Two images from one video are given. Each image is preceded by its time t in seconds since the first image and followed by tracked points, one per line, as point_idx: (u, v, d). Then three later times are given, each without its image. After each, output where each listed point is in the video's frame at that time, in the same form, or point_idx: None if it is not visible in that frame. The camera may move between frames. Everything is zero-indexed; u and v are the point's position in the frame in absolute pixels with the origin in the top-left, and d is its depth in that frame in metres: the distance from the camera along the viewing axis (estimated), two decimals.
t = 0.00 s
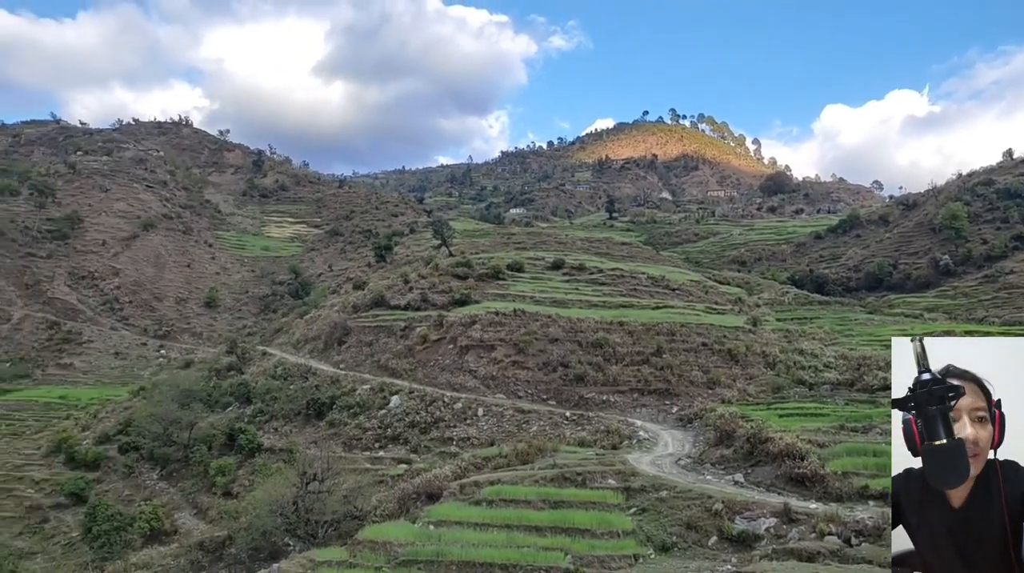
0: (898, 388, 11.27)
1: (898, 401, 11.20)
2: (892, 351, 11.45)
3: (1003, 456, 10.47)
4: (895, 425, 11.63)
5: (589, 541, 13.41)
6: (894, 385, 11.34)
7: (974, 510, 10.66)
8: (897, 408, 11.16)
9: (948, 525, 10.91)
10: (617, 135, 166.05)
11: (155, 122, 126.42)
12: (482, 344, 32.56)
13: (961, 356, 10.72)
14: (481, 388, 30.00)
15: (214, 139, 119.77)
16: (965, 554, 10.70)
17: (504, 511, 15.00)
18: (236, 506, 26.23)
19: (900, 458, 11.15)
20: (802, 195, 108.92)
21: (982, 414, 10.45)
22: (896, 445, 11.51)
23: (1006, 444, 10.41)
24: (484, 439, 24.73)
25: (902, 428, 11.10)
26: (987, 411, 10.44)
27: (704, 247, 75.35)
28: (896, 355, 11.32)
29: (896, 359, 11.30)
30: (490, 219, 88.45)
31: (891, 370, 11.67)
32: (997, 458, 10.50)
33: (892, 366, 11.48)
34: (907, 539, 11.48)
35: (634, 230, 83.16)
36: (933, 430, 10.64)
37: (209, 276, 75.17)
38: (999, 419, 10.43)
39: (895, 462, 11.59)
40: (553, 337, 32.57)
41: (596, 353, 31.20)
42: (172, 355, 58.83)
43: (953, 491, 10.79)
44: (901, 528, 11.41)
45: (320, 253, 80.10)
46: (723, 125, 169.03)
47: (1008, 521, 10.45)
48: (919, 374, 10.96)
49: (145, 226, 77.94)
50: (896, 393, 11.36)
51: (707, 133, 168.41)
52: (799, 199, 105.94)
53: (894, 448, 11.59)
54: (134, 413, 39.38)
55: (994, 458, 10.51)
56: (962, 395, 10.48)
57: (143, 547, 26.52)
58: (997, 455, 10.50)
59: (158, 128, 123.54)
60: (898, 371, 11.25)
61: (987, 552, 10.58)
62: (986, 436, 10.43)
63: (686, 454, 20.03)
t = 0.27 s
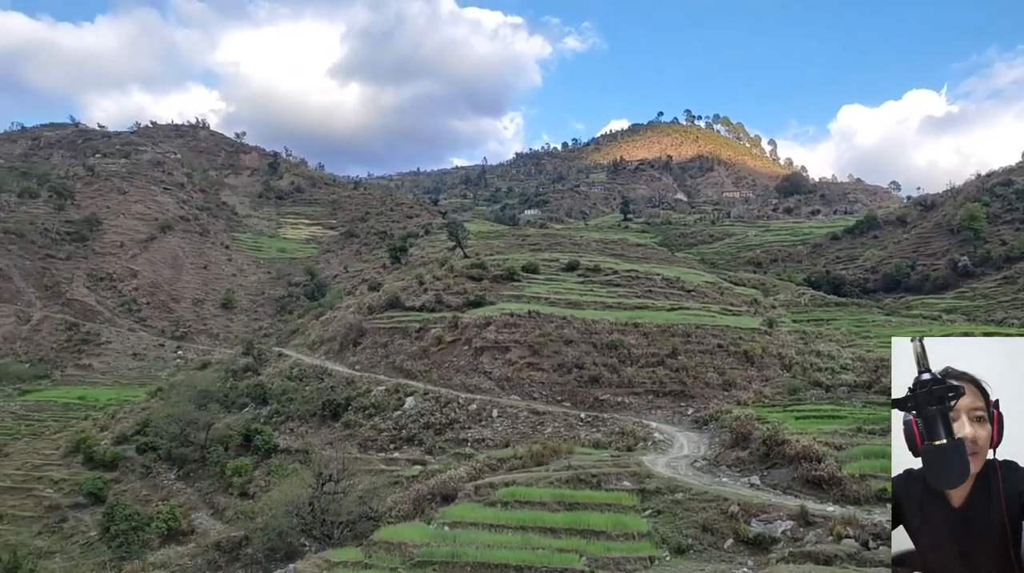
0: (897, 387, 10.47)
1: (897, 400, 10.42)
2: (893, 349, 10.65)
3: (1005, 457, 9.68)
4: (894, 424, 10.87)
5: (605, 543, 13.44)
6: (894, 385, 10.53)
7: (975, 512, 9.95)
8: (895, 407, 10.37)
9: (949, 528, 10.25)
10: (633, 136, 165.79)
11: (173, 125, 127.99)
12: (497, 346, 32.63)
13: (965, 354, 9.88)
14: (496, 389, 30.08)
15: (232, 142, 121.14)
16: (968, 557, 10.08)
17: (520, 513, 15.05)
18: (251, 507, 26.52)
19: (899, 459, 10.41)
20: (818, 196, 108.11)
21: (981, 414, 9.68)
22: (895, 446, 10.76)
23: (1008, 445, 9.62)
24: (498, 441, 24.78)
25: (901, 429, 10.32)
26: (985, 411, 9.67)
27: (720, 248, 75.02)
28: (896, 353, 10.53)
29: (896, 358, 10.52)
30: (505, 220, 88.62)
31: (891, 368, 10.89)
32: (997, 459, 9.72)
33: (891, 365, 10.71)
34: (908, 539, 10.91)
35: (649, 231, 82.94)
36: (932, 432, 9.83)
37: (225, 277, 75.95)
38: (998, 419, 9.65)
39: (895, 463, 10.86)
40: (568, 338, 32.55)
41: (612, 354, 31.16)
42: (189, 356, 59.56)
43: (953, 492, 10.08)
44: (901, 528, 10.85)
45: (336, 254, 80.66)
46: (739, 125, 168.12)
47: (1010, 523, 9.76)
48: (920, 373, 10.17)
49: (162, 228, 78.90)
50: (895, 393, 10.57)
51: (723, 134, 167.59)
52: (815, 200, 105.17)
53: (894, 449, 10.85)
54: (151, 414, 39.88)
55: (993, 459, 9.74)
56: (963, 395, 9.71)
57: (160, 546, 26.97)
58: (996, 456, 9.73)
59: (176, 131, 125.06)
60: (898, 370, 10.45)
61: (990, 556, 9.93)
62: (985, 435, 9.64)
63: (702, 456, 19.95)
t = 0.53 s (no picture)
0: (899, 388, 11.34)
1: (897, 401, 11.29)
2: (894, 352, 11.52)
3: (1001, 456, 10.41)
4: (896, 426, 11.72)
5: (621, 550, 13.38)
6: (895, 385, 11.41)
7: (972, 510, 10.66)
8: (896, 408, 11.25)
9: (948, 527, 10.95)
10: (648, 141, 165.26)
11: (191, 132, 129.47)
12: (512, 351, 32.67)
13: (961, 354, 10.66)
14: (511, 394, 30.09)
15: (248, 149, 122.43)
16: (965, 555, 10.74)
17: (536, 518, 15.07)
18: (269, 512, 26.76)
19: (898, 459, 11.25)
20: (835, 200, 107.08)
21: (976, 413, 10.45)
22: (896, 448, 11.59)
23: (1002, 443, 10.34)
24: (514, 446, 24.78)
25: (901, 429, 11.19)
26: (980, 411, 10.42)
27: (736, 253, 74.50)
28: (898, 356, 11.39)
29: (897, 359, 11.38)
30: (520, 225, 88.67)
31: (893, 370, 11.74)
32: (993, 458, 10.46)
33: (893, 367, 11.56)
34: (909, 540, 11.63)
35: (664, 236, 82.56)
36: (930, 431, 10.69)
37: (243, 283, 76.70)
38: (993, 418, 10.39)
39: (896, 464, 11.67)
40: (583, 343, 32.51)
41: (628, 359, 31.10)
42: (206, 361, 60.21)
43: (951, 492, 10.81)
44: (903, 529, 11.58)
45: (352, 260, 81.21)
46: (755, 129, 167.13)
47: (1006, 521, 10.42)
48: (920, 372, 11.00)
49: (180, 234, 79.90)
50: (896, 393, 11.46)
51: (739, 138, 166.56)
52: (833, 204, 104.19)
53: (895, 451, 11.66)
54: (169, 419, 40.30)
55: (989, 459, 10.48)
56: (963, 395, 10.48)
57: (178, 551, 27.33)
58: (992, 455, 10.47)
59: (193, 138, 126.58)
60: (899, 371, 11.31)
61: (986, 553, 10.59)
62: (980, 435, 10.40)
63: (719, 462, 19.86)
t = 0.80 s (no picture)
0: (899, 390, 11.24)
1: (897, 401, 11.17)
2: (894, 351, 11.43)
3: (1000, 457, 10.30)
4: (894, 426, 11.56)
5: (638, 556, 13.35)
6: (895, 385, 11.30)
7: (971, 512, 10.46)
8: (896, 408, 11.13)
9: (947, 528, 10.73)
10: (664, 146, 164.92)
11: (210, 139, 131.17)
12: (528, 356, 32.70)
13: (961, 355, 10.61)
14: (528, 400, 30.12)
15: (266, 156, 123.80)
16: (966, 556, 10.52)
17: (553, 524, 15.07)
18: (286, 516, 26.96)
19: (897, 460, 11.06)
20: (854, 204, 106.06)
21: (973, 414, 10.36)
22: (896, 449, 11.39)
23: (1000, 445, 10.24)
24: (530, 451, 24.79)
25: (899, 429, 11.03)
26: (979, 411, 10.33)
27: (753, 258, 74.04)
28: (898, 355, 11.30)
29: (898, 359, 11.29)
30: (536, 230, 88.80)
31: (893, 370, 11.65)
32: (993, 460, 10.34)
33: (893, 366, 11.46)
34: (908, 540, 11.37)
35: (681, 240, 82.23)
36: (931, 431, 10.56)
37: (260, 289, 77.52)
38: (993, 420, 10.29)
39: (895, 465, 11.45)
40: (600, 349, 32.46)
41: (644, 365, 30.99)
42: (224, 366, 60.89)
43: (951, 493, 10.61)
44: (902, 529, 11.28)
45: (369, 265, 81.76)
46: (772, 133, 166.06)
47: (1005, 522, 10.23)
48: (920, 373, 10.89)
49: (199, 240, 80.91)
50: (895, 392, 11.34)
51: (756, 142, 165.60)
52: (851, 209, 103.23)
53: (893, 452, 11.48)
54: (187, 423, 40.75)
55: (989, 460, 10.35)
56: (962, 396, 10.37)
57: (196, 555, 27.69)
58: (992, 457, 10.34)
59: (212, 145, 128.25)
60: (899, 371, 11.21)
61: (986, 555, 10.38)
62: (978, 435, 10.31)
63: (737, 468, 19.70)
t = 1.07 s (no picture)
0: (899, 389, 12.24)
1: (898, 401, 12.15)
2: (894, 352, 12.41)
3: (998, 457, 11.27)
4: (894, 427, 12.54)
5: (654, 559, 13.39)
6: (896, 385, 12.30)
7: (972, 510, 11.41)
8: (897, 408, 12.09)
9: (949, 527, 11.64)
10: (678, 147, 164.19)
11: (225, 143, 132.44)
12: (543, 358, 32.72)
13: (957, 354, 11.71)
14: (542, 402, 30.15)
15: (281, 159, 124.78)
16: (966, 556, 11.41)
17: (568, 526, 15.12)
18: (302, 518, 27.19)
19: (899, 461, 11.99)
20: (870, 205, 105.07)
21: (972, 414, 11.36)
22: (896, 451, 12.33)
23: (999, 444, 11.22)
24: (545, 454, 24.83)
25: (900, 430, 12.01)
26: (977, 411, 11.35)
27: (768, 260, 73.52)
28: (899, 356, 12.29)
29: (899, 359, 12.28)
30: (550, 233, 88.74)
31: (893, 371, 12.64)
32: (991, 459, 11.32)
33: (893, 365, 12.44)
34: (908, 539, 12.23)
35: (695, 242, 81.84)
36: (932, 430, 11.55)
37: (276, 292, 78.19)
38: (989, 419, 11.30)
39: (896, 466, 12.38)
40: (614, 351, 32.41)
41: (658, 367, 30.93)
42: (240, 369, 61.48)
43: (952, 493, 11.57)
44: (904, 529, 12.15)
45: (383, 268, 82.17)
46: (787, 134, 164.95)
47: (1005, 522, 11.15)
48: (918, 372, 11.98)
49: (215, 243, 81.74)
50: (896, 393, 12.33)
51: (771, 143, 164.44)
52: (867, 210, 102.24)
53: (893, 453, 12.40)
54: (204, 425, 41.20)
55: (988, 460, 11.33)
56: (962, 396, 11.38)
57: (213, 556, 28.04)
58: (991, 456, 11.32)
59: (228, 149, 129.51)
60: (899, 373, 12.22)
61: (985, 551, 11.29)
62: (977, 436, 11.30)
63: (753, 470, 19.67)
